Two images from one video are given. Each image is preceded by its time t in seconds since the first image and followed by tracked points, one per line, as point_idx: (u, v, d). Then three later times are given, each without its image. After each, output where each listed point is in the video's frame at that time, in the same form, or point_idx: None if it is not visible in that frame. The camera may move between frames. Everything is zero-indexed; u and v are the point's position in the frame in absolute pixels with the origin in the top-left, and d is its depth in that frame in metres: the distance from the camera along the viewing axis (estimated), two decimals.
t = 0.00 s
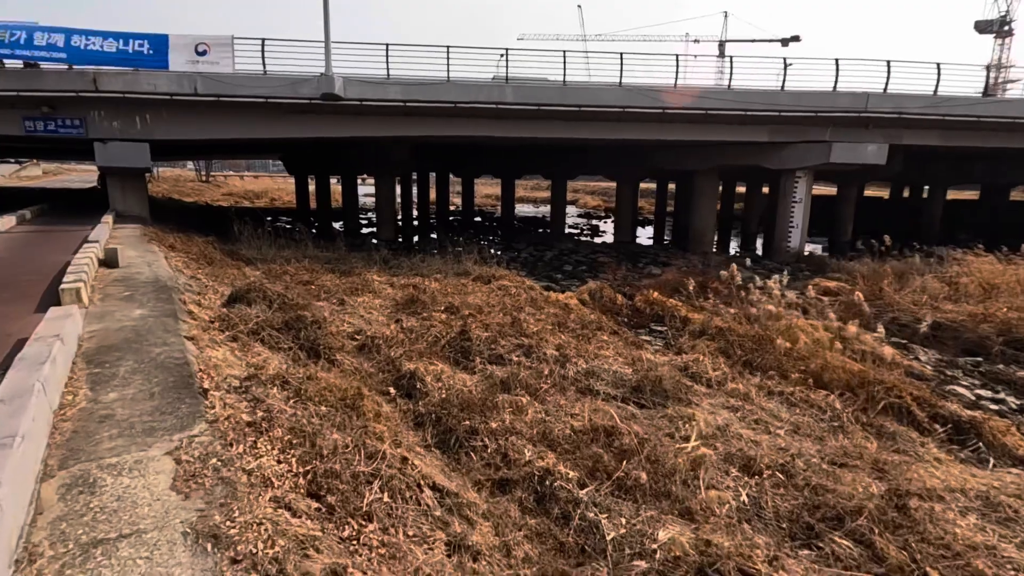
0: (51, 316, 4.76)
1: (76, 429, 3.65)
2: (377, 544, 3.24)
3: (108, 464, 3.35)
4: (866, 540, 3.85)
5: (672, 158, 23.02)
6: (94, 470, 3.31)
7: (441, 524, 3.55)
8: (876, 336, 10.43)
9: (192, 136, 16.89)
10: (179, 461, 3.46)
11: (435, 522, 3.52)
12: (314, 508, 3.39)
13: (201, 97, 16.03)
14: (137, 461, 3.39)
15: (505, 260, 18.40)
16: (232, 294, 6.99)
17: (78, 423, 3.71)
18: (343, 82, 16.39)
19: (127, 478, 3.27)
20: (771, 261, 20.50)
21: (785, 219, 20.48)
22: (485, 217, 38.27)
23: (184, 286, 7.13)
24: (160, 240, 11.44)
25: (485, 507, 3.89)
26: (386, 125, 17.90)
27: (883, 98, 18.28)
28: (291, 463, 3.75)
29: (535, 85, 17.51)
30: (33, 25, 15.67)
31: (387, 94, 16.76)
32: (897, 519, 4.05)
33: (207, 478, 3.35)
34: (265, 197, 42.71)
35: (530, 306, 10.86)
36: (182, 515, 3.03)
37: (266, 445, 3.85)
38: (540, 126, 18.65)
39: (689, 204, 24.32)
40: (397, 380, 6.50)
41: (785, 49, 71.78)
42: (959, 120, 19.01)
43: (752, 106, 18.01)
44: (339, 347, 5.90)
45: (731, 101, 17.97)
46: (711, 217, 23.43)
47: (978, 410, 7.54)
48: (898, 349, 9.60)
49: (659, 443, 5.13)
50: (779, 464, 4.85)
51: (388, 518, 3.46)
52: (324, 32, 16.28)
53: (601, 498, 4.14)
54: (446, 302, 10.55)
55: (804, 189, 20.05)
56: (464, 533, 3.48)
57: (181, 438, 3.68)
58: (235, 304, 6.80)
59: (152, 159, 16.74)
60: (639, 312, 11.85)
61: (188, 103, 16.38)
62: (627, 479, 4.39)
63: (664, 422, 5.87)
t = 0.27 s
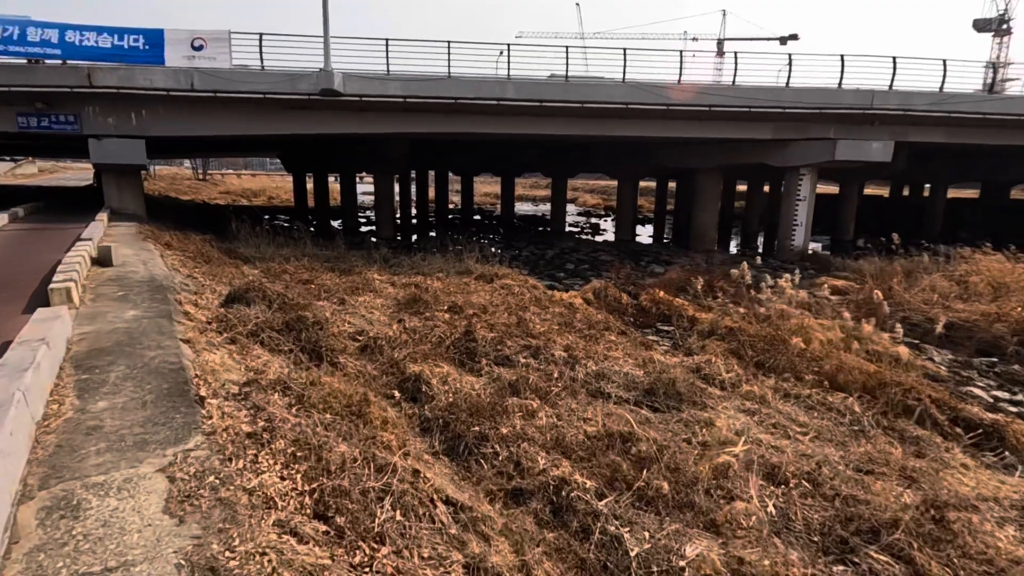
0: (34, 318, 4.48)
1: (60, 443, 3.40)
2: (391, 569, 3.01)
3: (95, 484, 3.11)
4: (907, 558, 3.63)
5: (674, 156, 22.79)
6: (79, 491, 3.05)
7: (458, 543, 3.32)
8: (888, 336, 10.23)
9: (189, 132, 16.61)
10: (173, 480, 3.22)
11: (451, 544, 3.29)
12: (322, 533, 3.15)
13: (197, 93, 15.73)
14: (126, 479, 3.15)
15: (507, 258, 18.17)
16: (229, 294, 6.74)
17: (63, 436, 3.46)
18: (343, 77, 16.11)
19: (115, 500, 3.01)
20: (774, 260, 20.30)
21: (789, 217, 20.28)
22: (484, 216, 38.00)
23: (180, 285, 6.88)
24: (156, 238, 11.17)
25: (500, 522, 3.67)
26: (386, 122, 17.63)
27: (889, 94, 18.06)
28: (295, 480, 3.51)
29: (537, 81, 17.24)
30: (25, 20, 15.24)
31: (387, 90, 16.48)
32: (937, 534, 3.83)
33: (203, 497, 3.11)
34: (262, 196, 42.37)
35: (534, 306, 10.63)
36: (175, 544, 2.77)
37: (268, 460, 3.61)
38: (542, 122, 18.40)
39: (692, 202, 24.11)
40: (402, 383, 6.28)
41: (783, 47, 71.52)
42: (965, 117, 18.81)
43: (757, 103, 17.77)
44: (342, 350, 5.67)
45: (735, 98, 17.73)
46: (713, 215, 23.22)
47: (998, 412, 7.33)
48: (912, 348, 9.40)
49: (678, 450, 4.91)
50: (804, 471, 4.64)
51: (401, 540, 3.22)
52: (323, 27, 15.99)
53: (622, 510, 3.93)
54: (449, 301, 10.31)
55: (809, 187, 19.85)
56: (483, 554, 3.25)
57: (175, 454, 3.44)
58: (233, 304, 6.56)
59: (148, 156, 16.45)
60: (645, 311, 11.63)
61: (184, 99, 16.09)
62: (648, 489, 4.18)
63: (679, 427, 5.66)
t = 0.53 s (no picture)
0: (17, 332, 4.19)
1: (40, 477, 3.13)
2: None
3: (78, 527, 2.82)
4: None
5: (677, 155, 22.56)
6: (59, 537, 2.75)
7: None
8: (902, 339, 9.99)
9: (185, 131, 16.30)
10: (166, 520, 2.94)
11: None
12: None
13: (193, 91, 15.41)
14: (113, 521, 2.88)
15: (509, 259, 17.91)
16: (227, 299, 6.46)
17: (44, 468, 3.19)
18: (342, 75, 15.82)
19: (100, 546, 2.72)
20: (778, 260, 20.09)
21: (793, 217, 20.06)
22: (483, 215, 37.73)
23: (175, 290, 6.60)
24: (151, 239, 10.87)
25: (522, 552, 3.44)
26: (385, 120, 17.34)
27: (895, 93, 17.86)
28: (301, 514, 3.27)
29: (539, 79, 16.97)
30: (17, 16, 14.93)
31: (387, 88, 16.18)
32: (986, 564, 3.60)
33: (201, 540, 2.86)
34: (260, 195, 41.98)
35: (540, 309, 10.38)
36: None
37: (273, 491, 3.36)
38: (544, 121, 18.13)
39: (694, 202, 23.88)
40: (408, 393, 6.02)
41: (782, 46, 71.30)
42: (971, 117, 18.62)
43: (762, 101, 17.54)
44: (346, 360, 5.41)
45: (740, 96, 17.48)
46: (716, 215, 23.00)
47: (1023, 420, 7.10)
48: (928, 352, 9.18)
49: (702, 466, 4.67)
50: (836, 489, 4.40)
51: None
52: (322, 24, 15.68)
53: (649, 537, 3.71)
54: (453, 305, 10.05)
55: (813, 187, 19.63)
56: None
57: (169, 489, 3.16)
58: (231, 310, 6.28)
59: (143, 155, 16.13)
60: (652, 314, 11.40)
61: (179, 97, 15.76)
62: (675, 511, 3.95)
63: (699, 440, 5.42)
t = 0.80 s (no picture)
0: (5, 341, 3.96)
1: (25, 504, 2.90)
2: None
3: (67, 558, 2.60)
4: None
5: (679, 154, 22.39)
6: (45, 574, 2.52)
7: None
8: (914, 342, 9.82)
9: (183, 130, 16.06)
10: (163, 552, 2.71)
11: None
12: None
13: (191, 89, 15.17)
14: (105, 552, 2.66)
15: (511, 259, 17.71)
16: (225, 303, 6.25)
17: (30, 494, 2.96)
18: (342, 73, 15.58)
19: None
20: (782, 260, 19.93)
21: (797, 217, 19.91)
22: (482, 215, 37.54)
23: (173, 293, 6.38)
24: (147, 240, 10.64)
25: (544, 575, 3.26)
26: (386, 119, 17.11)
27: (900, 93, 17.69)
28: (310, 540, 3.07)
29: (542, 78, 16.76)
30: (11, 13, 14.69)
31: (387, 87, 15.96)
32: None
33: (203, 574, 2.64)
34: (258, 195, 41.71)
35: (545, 311, 10.18)
36: None
37: (282, 517, 3.14)
38: (546, 120, 17.92)
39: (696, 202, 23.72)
40: (414, 399, 5.82)
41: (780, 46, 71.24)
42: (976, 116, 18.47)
43: (766, 100, 17.37)
44: (351, 366, 5.21)
45: (744, 95, 17.30)
46: (718, 215, 22.84)
47: None
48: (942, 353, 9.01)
49: (724, 478, 4.48)
50: (866, 502, 4.21)
51: None
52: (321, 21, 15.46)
53: (675, 556, 3.54)
54: (457, 307, 9.85)
55: (817, 186, 19.46)
56: None
57: (168, 515, 2.94)
58: (230, 314, 6.07)
59: (140, 154, 15.89)
60: (659, 315, 11.22)
61: (177, 95, 15.52)
62: (701, 528, 3.77)
63: (718, 448, 5.24)
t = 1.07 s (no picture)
0: None
1: (14, 545, 2.62)
2: None
3: None
4: None
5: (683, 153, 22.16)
6: None
7: None
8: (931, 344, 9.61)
9: (181, 128, 15.76)
10: None
11: None
12: None
13: (190, 86, 14.88)
14: None
15: (515, 259, 17.48)
16: (229, 308, 6.02)
17: (20, 533, 2.68)
18: (343, 70, 15.29)
19: None
20: (788, 260, 19.73)
21: (803, 216, 19.70)
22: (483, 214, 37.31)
23: (174, 298, 6.15)
24: (146, 240, 10.39)
25: None
26: (387, 117, 16.82)
27: (908, 90, 17.48)
28: None
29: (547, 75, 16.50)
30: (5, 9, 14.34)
31: (390, 84, 15.68)
32: None
33: None
34: (256, 194, 41.43)
35: (554, 314, 9.95)
36: None
37: (302, 554, 2.91)
38: (551, 118, 17.64)
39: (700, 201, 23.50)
40: (426, 408, 5.61)
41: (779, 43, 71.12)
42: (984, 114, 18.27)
43: (773, 98, 17.14)
44: (362, 375, 5.00)
45: (752, 92, 17.06)
46: (723, 214, 22.63)
47: None
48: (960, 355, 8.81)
49: (758, 494, 4.26)
50: (907, 519, 4.03)
51: None
52: (322, 17, 15.18)
53: None
54: (464, 310, 9.62)
55: (824, 185, 19.22)
56: None
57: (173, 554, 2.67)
58: (234, 320, 5.85)
59: (137, 152, 15.61)
60: (669, 317, 11.01)
61: (175, 93, 15.23)
62: (740, 551, 3.57)
63: (744, 460, 5.03)
